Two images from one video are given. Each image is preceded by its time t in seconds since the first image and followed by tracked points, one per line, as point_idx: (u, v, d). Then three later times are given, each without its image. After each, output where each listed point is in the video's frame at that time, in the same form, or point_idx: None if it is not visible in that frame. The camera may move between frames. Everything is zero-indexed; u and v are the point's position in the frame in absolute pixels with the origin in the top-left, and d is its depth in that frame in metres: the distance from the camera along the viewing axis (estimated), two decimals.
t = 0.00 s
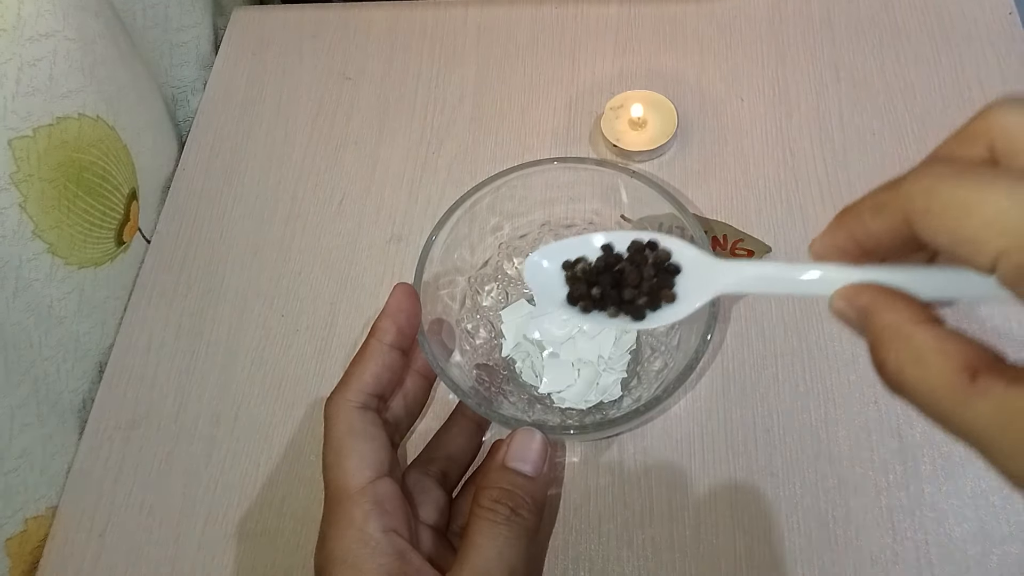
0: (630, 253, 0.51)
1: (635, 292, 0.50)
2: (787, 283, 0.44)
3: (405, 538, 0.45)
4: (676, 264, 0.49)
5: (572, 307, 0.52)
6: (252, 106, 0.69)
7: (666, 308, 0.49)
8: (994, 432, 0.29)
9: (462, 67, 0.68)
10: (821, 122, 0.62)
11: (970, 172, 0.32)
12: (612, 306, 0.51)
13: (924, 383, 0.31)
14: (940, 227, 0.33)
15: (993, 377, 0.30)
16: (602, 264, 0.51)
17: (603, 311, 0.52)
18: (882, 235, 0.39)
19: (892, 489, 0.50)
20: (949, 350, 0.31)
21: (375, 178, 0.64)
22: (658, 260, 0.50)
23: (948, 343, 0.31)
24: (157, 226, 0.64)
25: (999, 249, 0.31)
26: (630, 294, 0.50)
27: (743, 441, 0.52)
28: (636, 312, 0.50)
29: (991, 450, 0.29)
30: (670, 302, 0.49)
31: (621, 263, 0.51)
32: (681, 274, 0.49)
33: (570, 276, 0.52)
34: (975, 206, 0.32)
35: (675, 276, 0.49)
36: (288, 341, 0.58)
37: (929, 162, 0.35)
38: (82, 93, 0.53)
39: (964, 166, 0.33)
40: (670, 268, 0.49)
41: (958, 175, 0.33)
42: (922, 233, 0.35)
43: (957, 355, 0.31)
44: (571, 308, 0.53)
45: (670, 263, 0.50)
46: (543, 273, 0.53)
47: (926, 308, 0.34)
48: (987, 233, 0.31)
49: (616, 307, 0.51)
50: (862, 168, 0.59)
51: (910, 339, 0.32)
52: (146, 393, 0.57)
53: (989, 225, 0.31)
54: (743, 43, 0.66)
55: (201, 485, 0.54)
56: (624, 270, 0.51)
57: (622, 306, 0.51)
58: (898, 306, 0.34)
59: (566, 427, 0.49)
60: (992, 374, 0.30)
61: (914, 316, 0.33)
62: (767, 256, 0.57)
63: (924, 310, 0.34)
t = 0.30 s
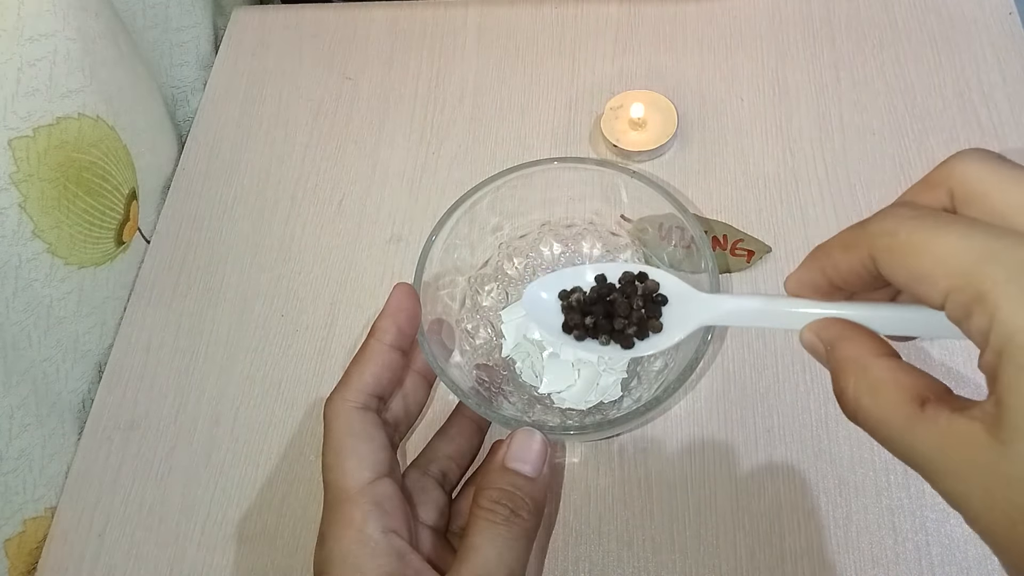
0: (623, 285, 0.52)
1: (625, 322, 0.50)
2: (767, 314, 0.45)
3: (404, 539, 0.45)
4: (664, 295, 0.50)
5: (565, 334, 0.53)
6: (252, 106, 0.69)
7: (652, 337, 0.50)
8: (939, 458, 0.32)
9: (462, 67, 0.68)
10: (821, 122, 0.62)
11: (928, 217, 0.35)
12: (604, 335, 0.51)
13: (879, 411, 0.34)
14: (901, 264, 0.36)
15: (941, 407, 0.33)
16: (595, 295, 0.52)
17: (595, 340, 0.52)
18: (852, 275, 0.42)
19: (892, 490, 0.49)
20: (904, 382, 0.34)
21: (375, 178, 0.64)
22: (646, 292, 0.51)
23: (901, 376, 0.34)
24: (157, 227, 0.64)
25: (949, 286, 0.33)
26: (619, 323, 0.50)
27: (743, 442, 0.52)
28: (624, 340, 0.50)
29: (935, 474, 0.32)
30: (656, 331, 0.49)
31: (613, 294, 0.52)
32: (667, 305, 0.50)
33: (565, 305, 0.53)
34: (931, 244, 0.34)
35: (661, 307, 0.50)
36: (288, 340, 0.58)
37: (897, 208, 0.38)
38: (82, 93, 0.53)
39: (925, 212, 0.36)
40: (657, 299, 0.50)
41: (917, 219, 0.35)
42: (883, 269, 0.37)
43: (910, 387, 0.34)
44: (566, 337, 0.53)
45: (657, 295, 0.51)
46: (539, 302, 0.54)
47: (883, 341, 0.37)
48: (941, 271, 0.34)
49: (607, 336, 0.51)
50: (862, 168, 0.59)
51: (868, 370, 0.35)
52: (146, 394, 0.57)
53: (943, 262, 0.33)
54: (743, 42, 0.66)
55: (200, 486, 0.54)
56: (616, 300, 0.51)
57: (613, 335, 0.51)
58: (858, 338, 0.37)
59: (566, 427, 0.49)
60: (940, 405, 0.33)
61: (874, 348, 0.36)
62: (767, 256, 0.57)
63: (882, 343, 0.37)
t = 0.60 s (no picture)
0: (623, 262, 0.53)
1: (623, 298, 0.51)
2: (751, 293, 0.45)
3: (404, 538, 0.45)
4: (662, 273, 0.50)
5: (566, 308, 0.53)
6: (252, 106, 0.69)
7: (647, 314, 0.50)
8: (908, 435, 0.32)
9: (462, 67, 0.68)
10: (821, 122, 0.62)
11: (914, 200, 0.34)
12: (602, 309, 0.52)
13: (852, 390, 0.34)
14: (880, 245, 0.35)
15: (911, 388, 0.33)
16: (596, 270, 0.53)
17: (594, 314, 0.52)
18: (837, 257, 0.41)
19: (893, 490, 0.49)
20: (877, 363, 0.34)
21: (375, 178, 0.64)
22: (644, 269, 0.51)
23: (875, 357, 0.35)
24: (157, 226, 0.64)
25: (921, 269, 0.33)
26: (618, 298, 0.51)
27: (743, 441, 0.52)
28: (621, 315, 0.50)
29: (903, 450, 0.33)
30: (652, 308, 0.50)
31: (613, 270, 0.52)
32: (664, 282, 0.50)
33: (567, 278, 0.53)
34: (913, 227, 0.33)
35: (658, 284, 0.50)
36: (288, 340, 0.58)
37: (881, 190, 0.37)
38: (82, 93, 0.53)
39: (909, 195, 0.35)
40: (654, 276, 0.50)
41: (902, 201, 0.35)
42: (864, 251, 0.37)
43: (882, 368, 0.34)
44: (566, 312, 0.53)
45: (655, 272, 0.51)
46: (541, 278, 0.54)
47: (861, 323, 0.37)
48: (918, 254, 0.33)
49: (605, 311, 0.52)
50: (862, 168, 0.59)
51: (843, 350, 0.35)
52: (146, 394, 0.57)
53: (923, 247, 0.33)
54: (743, 42, 0.66)
55: (200, 485, 0.54)
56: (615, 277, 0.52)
57: (611, 309, 0.52)
58: (836, 319, 0.37)
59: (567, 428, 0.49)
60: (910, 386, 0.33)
61: (851, 329, 0.36)
62: (767, 256, 0.57)
63: (859, 324, 0.37)
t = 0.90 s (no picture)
0: (602, 267, 0.53)
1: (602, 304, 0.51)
2: (726, 299, 0.46)
3: (404, 539, 0.45)
4: (639, 279, 0.51)
5: (547, 313, 0.53)
6: (252, 106, 0.69)
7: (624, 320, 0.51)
8: (843, 453, 0.33)
9: (463, 67, 0.68)
10: (821, 122, 0.62)
11: (858, 225, 0.34)
12: (582, 315, 0.52)
13: (796, 407, 0.35)
14: (824, 268, 0.35)
15: (848, 410, 0.33)
16: (578, 277, 0.53)
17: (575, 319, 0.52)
18: (791, 272, 0.40)
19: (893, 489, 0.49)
20: (821, 383, 0.35)
21: (375, 178, 0.64)
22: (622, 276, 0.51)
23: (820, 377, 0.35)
24: (156, 226, 0.64)
25: (857, 297, 0.33)
26: (596, 303, 0.50)
27: (743, 441, 0.52)
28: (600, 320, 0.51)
29: (840, 468, 0.33)
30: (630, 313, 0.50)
31: (593, 276, 0.52)
32: (640, 288, 0.51)
33: (551, 284, 0.54)
34: (854, 255, 0.33)
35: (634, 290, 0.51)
36: (288, 340, 0.58)
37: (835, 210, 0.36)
38: (82, 93, 0.53)
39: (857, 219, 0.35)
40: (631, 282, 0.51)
41: (847, 225, 0.34)
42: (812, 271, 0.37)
43: (826, 389, 0.35)
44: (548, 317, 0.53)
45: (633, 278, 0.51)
46: (525, 285, 0.54)
47: (817, 343, 0.38)
48: (853, 283, 0.33)
49: (585, 316, 0.52)
50: (862, 168, 0.59)
51: (791, 368, 0.36)
52: (146, 394, 0.57)
53: (859, 275, 0.33)
54: (743, 42, 0.66)
55: (200, 486, 0.54)
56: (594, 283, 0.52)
57: (590, 315, 0.51)
58: (791, 338, 0.38)
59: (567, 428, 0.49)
60: (849, 407, 0.33)
61: (802, 349, 0.37)
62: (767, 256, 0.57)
63: (815, 345, 0.38)
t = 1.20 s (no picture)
0: (604, 271, 0.53)
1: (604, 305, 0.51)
2: (721, 297, 0.47)
3: (404, 539, 0.45)
4: (641, 284, 0.52)
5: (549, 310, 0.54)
6: (252, 106, 0.69)
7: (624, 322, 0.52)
8: (822, 461, 0.34)
9: (463, 67, 0.68)
10: (821, 121, 0.62)
11: (838, 240, 0.34)
12: (583, 315, 0.52)
13: (784, 412, 0.36)
14: (805, 281, 0.35)
15: (830, 418, 0.34)
16: (581, 278, 0.53)
17: (575, 319, 0.53)
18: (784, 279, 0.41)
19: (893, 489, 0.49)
20: (809, 390, 0.36)
21: (375, 178, 0.64)
22: (626, 278, 0.52)
23: (808, 384, 0.36)
24: (156, 227, 0.64)
25: (834, 312, 0.34)
26: (597, 305, 0.51)
27: (743, 441, 0.52)
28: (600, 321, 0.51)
29: (818, 473, 0.34)
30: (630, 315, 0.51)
31: (595, 278, 0.53)
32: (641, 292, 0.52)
33: (554, 284, 0.54)
34: (832, 271, 0.34)
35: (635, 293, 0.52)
36: (288, 340, 0.58)
37: (821, 222, 0.36)
38: (82, 93, 0.53)
39: (843, 232, 0.35)
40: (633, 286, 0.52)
41: (828, 240, 0.35)
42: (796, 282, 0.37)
43: (812, 396, 0.36)
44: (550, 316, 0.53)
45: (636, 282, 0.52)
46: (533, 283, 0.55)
47: (811, 348, 0.39)
48: (828, 300, 0.34)
49: (586, 317, 0.52)
50: (863, 168, 0.59)
51: (781, 373, 0.37)
52: (146, 393, 0.57)
53: (836, 290, 0.33)
54: (743, 42, 0.66)
55: (200, 486, 0.54)
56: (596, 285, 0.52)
57: (591, 316, 0.52)
58: (784, 341, 0.39)
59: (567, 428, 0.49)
60: (832, 416, 0.34)
61: (793, 354, 0.38)
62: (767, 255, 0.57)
63: (809, 349, 0.38)
